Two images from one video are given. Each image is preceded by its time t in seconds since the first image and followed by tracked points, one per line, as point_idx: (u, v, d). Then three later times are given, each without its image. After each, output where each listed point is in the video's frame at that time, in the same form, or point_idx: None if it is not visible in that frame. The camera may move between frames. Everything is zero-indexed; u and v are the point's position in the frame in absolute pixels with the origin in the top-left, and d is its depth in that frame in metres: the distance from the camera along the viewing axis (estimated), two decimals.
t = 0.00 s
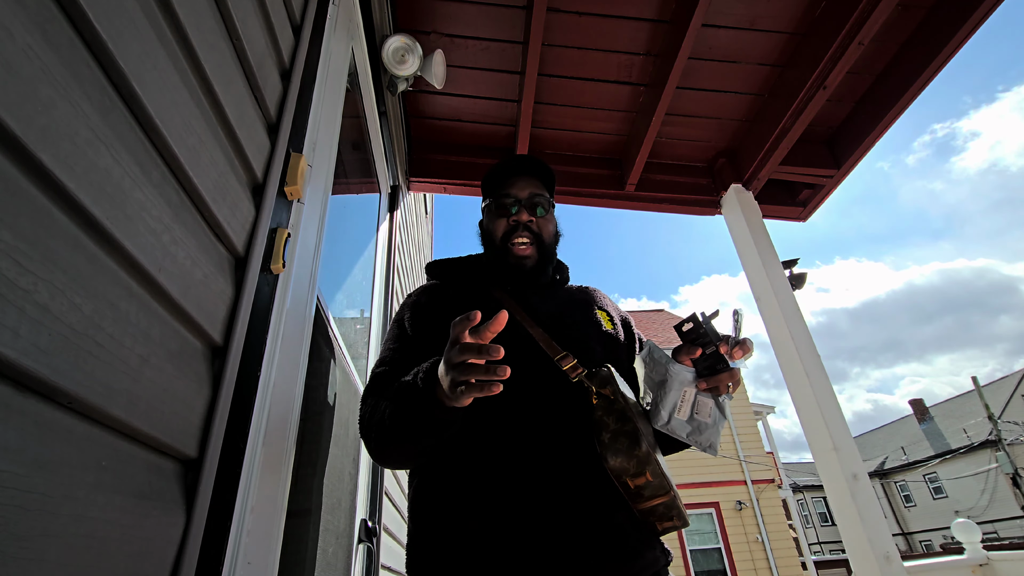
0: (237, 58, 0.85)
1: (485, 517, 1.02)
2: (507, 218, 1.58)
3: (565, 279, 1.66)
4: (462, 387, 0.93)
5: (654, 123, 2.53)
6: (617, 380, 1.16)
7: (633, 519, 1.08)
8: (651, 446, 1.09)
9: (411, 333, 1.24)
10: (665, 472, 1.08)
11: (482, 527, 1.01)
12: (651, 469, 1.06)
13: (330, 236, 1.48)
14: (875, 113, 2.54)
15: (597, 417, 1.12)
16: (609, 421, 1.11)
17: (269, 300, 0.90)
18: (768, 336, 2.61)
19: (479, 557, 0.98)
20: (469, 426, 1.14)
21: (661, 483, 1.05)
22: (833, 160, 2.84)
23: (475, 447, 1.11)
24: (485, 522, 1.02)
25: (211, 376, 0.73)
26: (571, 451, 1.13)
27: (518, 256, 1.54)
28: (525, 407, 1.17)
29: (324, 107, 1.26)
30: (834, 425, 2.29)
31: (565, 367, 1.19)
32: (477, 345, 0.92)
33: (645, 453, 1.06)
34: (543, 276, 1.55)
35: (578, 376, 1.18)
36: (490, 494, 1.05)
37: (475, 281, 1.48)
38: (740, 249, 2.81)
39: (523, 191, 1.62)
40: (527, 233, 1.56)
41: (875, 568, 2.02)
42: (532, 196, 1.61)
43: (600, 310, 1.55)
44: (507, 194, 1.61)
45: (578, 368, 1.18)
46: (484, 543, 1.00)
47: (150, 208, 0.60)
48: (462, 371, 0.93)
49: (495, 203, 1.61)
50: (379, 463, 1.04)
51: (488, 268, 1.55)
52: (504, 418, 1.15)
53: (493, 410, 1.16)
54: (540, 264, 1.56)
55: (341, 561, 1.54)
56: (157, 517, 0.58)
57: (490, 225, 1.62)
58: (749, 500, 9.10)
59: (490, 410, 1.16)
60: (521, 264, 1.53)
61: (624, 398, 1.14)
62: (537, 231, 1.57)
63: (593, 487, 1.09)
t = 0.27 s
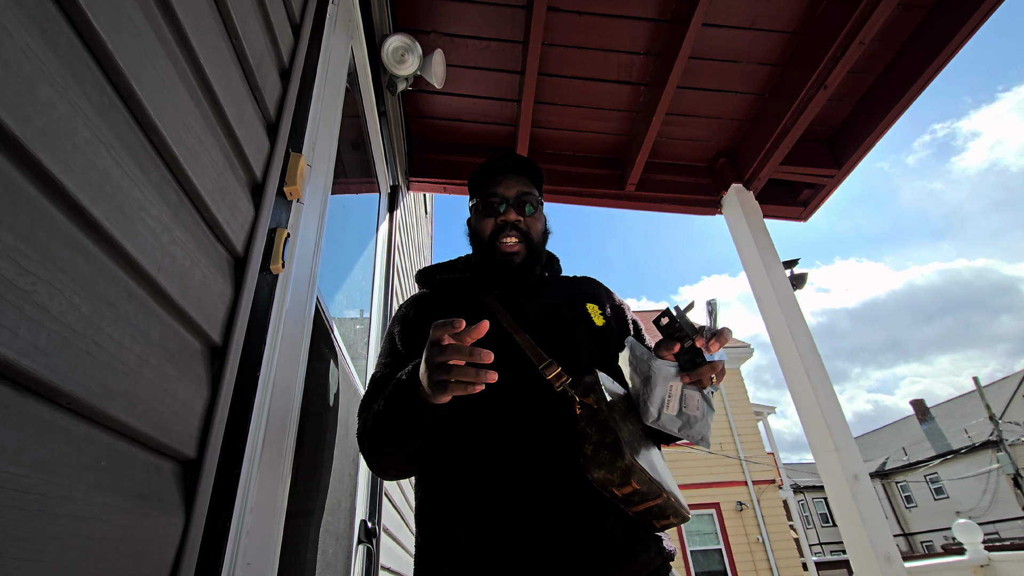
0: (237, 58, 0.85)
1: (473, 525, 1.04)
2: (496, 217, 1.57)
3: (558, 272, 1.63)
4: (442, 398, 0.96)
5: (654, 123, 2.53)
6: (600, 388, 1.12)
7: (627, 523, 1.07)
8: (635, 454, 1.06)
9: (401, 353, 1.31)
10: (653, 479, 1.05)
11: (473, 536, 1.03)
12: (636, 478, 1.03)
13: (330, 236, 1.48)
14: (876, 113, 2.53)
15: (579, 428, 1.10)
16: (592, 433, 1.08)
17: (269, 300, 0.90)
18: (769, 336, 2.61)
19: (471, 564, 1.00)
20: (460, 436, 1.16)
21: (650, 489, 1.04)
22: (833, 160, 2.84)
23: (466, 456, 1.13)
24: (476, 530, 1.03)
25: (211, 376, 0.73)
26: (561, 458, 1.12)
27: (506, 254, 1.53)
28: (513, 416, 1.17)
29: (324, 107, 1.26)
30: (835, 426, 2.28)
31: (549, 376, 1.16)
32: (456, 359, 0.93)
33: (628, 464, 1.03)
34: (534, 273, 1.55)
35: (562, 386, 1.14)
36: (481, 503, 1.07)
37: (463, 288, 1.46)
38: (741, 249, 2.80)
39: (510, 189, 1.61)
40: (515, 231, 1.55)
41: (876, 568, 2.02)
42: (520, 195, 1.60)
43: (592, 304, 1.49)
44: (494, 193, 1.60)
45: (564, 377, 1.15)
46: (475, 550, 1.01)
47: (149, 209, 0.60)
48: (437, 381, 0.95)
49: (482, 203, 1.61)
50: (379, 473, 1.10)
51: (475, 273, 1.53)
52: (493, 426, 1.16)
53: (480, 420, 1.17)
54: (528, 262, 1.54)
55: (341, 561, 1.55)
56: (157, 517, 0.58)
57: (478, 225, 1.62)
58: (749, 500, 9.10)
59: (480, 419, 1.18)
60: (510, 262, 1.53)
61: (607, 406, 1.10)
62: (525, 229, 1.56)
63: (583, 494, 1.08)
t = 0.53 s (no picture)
0: (237, 58, 0.85)
1: (468, 526, 1.09)
2: (502, 218, 1.57)
3: (564, 271, 1.60)
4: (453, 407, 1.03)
5: (654, 123, 2.53)
6: (595, 384, 1.11)
7: (628, 520, 1.07)
8: (630, 451, 1.04)
9: (410, 362, 1.38)
10: (652, 474, 1.03)
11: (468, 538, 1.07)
12: (632, 474, 1.01)
13: (329, 236, 1.48)
14: (876, 113, 2.53)
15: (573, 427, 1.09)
16: (584, 432, 1.07)
17: (269, 300, 0.90)
18: (769, 335, 2.61)
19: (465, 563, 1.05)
20: (460, 439, 1.20)
21: (648, 484, 1.02)
22: (833, 160, 2.84)
23: (465, 459, 1.18)
24: (471, 532, 1.08)
25: (211, 375, 0.73)
26: (555, 461, 1.13)
27: (512, 254, 1.53)
28: (508, 420, 1.20)
29: (324, 107, 1.26)
30: (836, 426, 2.28)
31: (544, 375, 1.16)
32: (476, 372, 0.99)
33: (621, 462, 1.01)
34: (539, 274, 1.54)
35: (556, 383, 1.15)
36: (477, 505, 1.11)
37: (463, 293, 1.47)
38: (742, 248, 2.80)
39: (515, 190, 1.62)
40: (521, 233, 1.55)
41: (875, 568, 2.02)
42: (524, 195, 1.60)
43: (594, 300, 1.48)
44: (499, 194, 1.60)
45: (558, 375, 1.15)
46: (470, 552, 1.06)
47: (150, 209, 0.60)
48: (450, 390, 1.01)
49: (486, 204, 1.61)
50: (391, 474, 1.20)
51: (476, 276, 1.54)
52: (490, 429, 1.19)
53: (475, 425, 1.21)
54: (534, 263, 1.54)
55: (341, 561, 1.55)
56: (157, 517, 0.58)
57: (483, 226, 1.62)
58: (749, 500, 9.11)
59: (477, 423, 1.21)
60: (515, 264, 1.53)
61: (601, 403, 1.08)
62: (530, 230, 1.56)
63: (577, 495, 1.09)
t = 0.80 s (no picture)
0: (237, 58, 0.85)
1: (470, 505, 1.09)
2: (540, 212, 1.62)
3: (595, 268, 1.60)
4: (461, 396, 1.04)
5: (654, 123, 2.53)
6: (598, 367, 1.11)
7: (629, 510, 1.04)
8: (628, 435, 1.03)
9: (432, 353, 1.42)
10: (649, 459, 1.01)
11: (468, 519, 1.07)
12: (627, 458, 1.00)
13: (330, 236, 1.48)
14: (877, 113, 2.53)
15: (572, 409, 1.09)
16: (583, 413, 1.06)
17: (269, 300, 0.89)
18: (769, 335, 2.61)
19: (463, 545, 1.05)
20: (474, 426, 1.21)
21: (646, 469, 1.01)
22: (833, 160, 2.84)
23: (476, 444, 1.19)
24: (472, 514, 1.08)
25: (210, 376, 0.73)
26: (558, 447, 1.12)
27: (547, 246, 1.56)
28: (520, 405, 1.19)
29: (324, 107, 1.26)
30: (835, 425, 2.28)
31: (552, 358, 1.16)
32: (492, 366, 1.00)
33: (618, 444, 1.01)
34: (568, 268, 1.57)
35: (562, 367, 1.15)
36: (481, 488, 1.11)
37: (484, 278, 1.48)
38: (742, 248, 2.80)
39: (554, 183, 1.67)
40: (557, 225, 1.59)
41: (876, 568, 2.02)
42: (562, 189, 1.66)
43: (614, 294, 1.43)
44: (538, 185, 1.65)
45: (565, 358, 1.15)
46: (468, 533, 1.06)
47: (149, 208, 0.60)
48: (462, 380, 1.03)
49: (525, 194, 1.66)
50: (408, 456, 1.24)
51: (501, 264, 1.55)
52: (501, 413, 1.19)
53: (486, 410, 1.22)
54: (566, 256, 1.56)
55: (341, 561, 1.55)
56: (157, 517, 0.58)
57: (519, 218, 1.66)
58: (749, 500, 9.11)
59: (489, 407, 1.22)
60: (549, 254, 1.56)
61: (604, 386, 1.08)
62: (566, 224, 1.60)
63: (576, 478, 1.07)
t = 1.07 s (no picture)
0: (237, 58, 0.85)
1: (479, 506, 1.08)
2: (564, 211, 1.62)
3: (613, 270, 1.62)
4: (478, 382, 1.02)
5: (654, 123, 2.53)
6: (608, 377, 1.11)
7: (636, 518, 1.03)
8: (637, 447, 1.01)
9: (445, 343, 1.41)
10: (658, 472, 1.00)
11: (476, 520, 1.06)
12: (636, 472, 0.98)
13: (330, 236, 1.48)
14: (877, 113, 2.54)
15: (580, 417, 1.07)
16: (591, 423, 1.05)
17: (269, 301, 0.89)
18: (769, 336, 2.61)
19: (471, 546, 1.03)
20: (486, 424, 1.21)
21: (654, 483, 0.99)
22: (833, 160, 2.84)
23: (484, 443, 1.18)
24: (480, 514, 1.06)
25: (210, 376, 0.73)
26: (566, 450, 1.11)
27: (570, 247, 1.56)
28: (529, 408, 1.19)
29: (324, 107, 1.26)
30: (835, 425, 2.28)
31: (562, 364, 1.14)
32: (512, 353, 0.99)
33: (626, 458, 0.98)
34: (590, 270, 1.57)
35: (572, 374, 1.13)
36: (490, 487, 1.10)
37: (501, 274, 1.47)
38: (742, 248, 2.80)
39: (578, 184, 1.69)
40: (581, 226, 1.59)
41: (876, 568, 2.02)
42: (586, 190, 1.68)
43: (628, 296, 1.45)
44: (563, 185, 1.67)
45: (576, 364, 1.13)
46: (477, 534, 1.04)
47: (149, 209, 0.60)
48: (479, 367, 1.01)
49: (549, 193, 1.67)
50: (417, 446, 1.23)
51: (520, 259, 1.54)
52: (508, 416, 1.19)
53: (495, 412, 1.21)
54: (588, 258, 1.56)
55: (341, 561, 1.55)
56: (157, 517, 0.58)
57: (542, 217, 1.66)
58: (749, 500, 9.11)
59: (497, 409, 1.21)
60: (571, 255, 1.56)
61: (612, 396, 1.08)
62: (590, 225, 1.61)
63: (584, 484, 1.05)
